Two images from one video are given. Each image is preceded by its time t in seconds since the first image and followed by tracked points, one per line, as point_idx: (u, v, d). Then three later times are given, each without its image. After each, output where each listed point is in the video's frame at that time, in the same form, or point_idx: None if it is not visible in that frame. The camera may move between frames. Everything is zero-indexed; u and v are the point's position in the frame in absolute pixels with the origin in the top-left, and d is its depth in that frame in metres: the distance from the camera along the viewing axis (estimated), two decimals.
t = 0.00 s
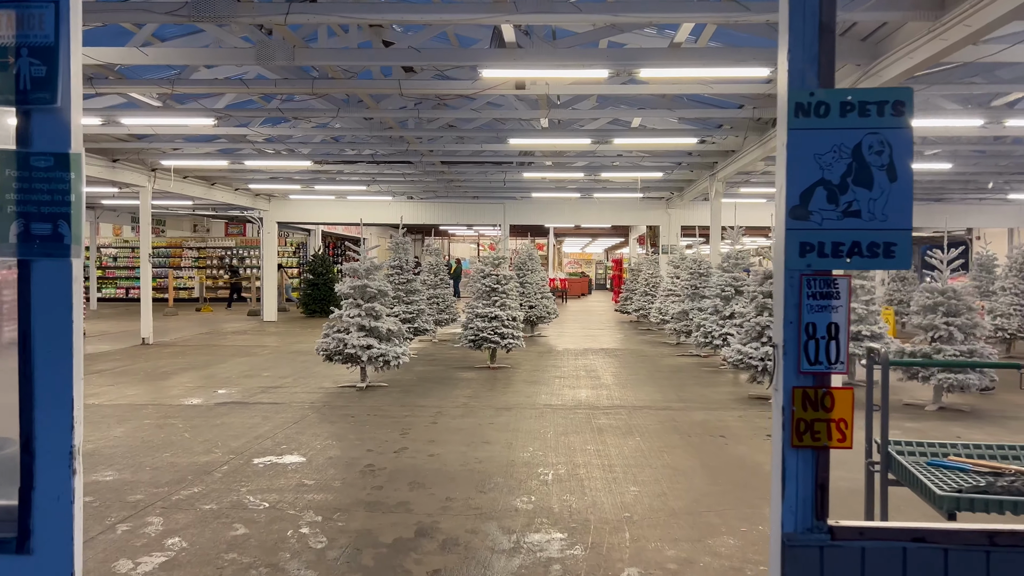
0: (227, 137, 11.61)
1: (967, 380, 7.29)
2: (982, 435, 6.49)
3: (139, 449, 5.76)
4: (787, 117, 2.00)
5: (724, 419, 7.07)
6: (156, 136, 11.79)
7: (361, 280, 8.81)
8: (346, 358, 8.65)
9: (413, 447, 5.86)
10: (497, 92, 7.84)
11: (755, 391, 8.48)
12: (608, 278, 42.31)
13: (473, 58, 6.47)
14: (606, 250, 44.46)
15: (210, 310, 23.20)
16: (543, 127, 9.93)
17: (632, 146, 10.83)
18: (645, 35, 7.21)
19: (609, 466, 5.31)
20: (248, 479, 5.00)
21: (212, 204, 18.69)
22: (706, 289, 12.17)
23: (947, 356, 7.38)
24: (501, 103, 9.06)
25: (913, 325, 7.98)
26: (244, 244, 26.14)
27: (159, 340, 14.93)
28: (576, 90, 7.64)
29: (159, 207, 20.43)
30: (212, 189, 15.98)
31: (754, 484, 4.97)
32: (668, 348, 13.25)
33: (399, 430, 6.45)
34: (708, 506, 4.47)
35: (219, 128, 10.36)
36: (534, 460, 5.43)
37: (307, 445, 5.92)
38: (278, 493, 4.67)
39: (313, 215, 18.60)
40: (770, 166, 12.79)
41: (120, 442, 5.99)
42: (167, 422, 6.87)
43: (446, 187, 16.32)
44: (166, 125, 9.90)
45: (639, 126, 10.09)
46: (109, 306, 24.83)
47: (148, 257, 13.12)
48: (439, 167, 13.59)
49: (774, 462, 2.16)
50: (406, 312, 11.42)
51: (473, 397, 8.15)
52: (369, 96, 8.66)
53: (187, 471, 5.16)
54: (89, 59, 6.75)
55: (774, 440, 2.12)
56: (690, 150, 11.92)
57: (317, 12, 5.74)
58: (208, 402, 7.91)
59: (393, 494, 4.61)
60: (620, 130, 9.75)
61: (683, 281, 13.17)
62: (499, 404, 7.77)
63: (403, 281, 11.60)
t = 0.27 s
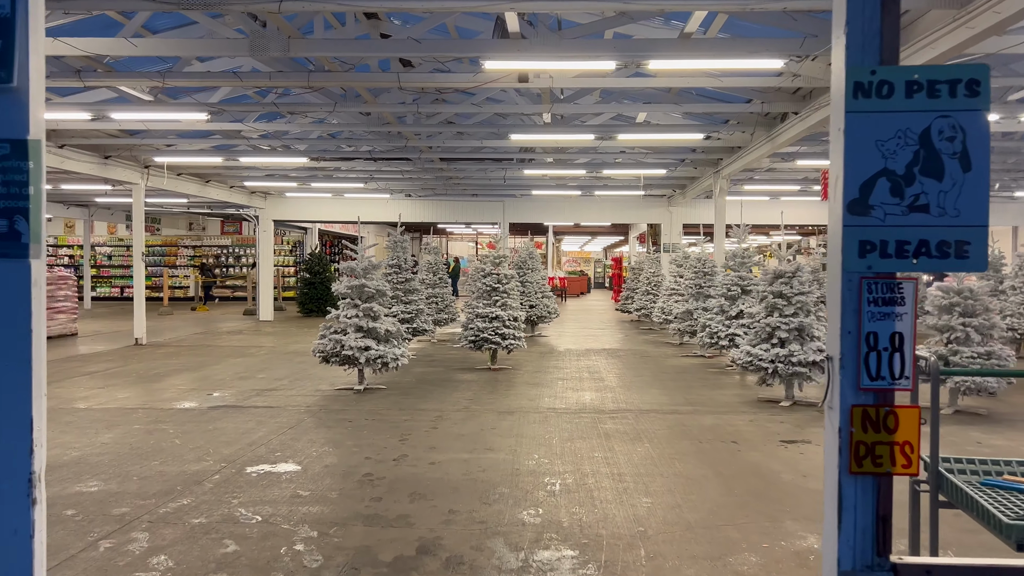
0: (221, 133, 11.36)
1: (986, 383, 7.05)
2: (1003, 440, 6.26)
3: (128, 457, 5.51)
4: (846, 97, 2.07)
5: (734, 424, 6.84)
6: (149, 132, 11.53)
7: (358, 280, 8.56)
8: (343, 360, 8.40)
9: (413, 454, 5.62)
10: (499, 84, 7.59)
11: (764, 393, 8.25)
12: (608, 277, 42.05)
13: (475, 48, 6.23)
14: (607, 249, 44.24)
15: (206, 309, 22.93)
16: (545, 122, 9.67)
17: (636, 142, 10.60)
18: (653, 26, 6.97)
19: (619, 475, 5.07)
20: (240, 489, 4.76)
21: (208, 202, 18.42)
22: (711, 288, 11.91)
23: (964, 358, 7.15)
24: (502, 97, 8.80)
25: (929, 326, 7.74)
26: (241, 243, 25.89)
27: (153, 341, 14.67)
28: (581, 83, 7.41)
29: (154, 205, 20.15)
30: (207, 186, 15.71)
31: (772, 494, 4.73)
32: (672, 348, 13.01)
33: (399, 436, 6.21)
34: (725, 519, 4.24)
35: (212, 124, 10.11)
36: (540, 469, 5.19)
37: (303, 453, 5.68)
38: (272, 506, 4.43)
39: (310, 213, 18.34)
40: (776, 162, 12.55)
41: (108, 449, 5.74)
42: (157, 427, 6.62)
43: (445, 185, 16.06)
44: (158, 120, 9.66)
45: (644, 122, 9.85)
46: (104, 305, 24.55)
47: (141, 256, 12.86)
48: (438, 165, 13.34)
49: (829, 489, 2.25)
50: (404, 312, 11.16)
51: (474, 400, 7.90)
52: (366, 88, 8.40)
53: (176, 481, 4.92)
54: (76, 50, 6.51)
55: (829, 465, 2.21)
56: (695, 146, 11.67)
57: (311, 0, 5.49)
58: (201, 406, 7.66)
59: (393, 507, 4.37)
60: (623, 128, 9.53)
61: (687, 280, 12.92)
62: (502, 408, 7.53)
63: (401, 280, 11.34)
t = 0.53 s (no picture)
0: (213, 126, 11.10)
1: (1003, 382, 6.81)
2: (1023, 443, 6.03)
3: (109, 461, 5.25)
4: (913, 54, 1.87)
5: (742, 426, 6.60)
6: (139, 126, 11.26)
7: (353, 277, 8.30)
8: (337, 359, 8.14)
9: (409, 459, 5.37)
10: (498, 74, 7.34)
11: (771, 393, 8.00)
12: (606, 275, 41.83)
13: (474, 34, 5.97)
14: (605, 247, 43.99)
15: (201, 308, 22.66)
16: (545, 115, 9.42)
17: (638, 135, 10.35)
18: (658, 12, 6.72)
19: (626, 481, 4.82)
20: (226, 496, 4.50)
21: (201, 198, 18.15)
22: (714, 285, 11.67)
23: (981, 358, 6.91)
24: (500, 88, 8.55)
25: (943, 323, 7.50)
26: (236, 241, 25.62)
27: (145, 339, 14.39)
28: (583, 72, 7.18)
29: (147, 202, 19.88)
30: (199, 182, 15.44)
31: (788, 501, 4.49)
32: (673, 347, 12.77)
33: (394, 439, 5.96)
34: (741, 529, 3.99)
35: (203, 117, 9.85)
36: (541, 474, 4.94)
37: (293, 457, 5.42)
38: (260, 515, 4.17)
39: (305, 210, 18.06)
40: (779, 157, 12.33)
41: (89, 453, 5.48)
42: (143, 429, 6.35)
43: (442, 181, 15.82)
44: (148, 112, 9.40)
45: (646, 114, 9.60)
46: (97, 303, 24.27)
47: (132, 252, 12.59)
48: (435, 160, 13.09)
49: (888, 513, 2.05)
50: (400, 310, 10.90)
51: (473, 400, 7.64)
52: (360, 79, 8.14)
53: (159, 488, 4.66)
54: (59, 37, 6.22)
55: (893, 484, 2.01)
56: (697, 140, 11.44)
57: None
58: (190, 407, 7.40)
59: (388, 516, 4.12)
60: (624, 120, 9.29)
61: (689, 277, 12.68)
62: (501, 408, 7.28)
63: (397, 277, 11.08)
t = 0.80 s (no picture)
0: (204, 121, 10.82)
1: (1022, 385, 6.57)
2: None
3: (89, 471, 4.98)
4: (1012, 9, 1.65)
5: (750, 431, 6.35)
6: (128, 121, 10.98)
7: (347, 276, 8.04)
8: (331, 361, 7.88)
9: (405, 467, 5.11)
10: (496, 65, 7.10)
11: (780, 396, 7.76)
12: (604, 274, 41.61)
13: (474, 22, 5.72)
14: (603, 246, 43.76)
15: (195, 307, 22.38)
16: (545, 109, 9.17)
17: (640, 130, 10.10)
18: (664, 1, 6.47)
19: (633, 492, 4.57)
20: (210, 509, 4.24)
21: (195, 196, 17.87)
22: (717, 285, 11.42)
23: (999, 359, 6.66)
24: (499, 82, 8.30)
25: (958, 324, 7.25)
26: (230, 239, 25.34)
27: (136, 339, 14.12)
28: (586, 64, 6.93)
29: (139, 200, 19.60)
30: (192, 179, 15.17)
31: (806, 514, 4.24)
32: (675, 347, 12.53)
33: (390, 446, 5.70)
34: (759, 545, 3.74)
35: (194, 111, 9.59)
36: (544, 485, 4.68)
37: (284, 465, 5.16)
38: (245, 530, 3.91)
39: (300, 208, 17.79)
40: (783, 154, 12.09)
41: (69, 462, 5.21)
42: (127, 435, 6.08)
43: (439, 178, 15.56)
44: (136, 106, 9.14)
45: (648, 109, 9.36)
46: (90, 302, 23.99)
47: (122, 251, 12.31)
48: (432, 156, 12.83)
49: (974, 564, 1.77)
50: (397, 310, 10.64)
51: (471, 404, 7.39)
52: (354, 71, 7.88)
53: (140, 500, 4.40)
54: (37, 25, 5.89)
55: (982, 531, 1.74)
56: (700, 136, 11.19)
57: None
58: (178, 411, 7.14)
59: (382, 532, 3.86)
60: (626, 115, 9.04)
61: (691, 276, 12.41)
62: (501, 413, 7.02)
63: (393, 276, 10.82)
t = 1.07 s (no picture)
0: (196, 116, 10.56)
1: None
2: None
3: (70, 479, 4.73)
4: None
5: (761, 434, 6.12)
6: (118, 115, 10.71)
7: (343, 275, 7.81)
8: (325, 362, 7.63)
9: (402, 474, 4.88)
10: (496, 55, 6.87)
11: (788, 398, 7.53)
12: (602, 273, 41.39)
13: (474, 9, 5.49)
14: (601, 244, 43.55)
15: (189, 306, 22.11)
16: (546, 103, 8.94)
17: (643, 125, 9.88)
18: None
19: (642, 501, 4.34)
20: (195, 521, 3.99)
21: (188, 193, 17.61)
22: (720, 283, 11.20)
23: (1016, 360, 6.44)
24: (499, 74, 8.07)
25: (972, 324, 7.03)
26: (225, 238, 25.09)
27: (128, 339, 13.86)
28: (589, 54, 6.70)
29: (132, 197, 19.32)
30: (185, 176, 14.92)
31: (826, 525, 4.01)
32: (676, 347, 12.31)
33: (386, 451, 5.46)
34: (778, 560, 3.52)
35: (185, 105, 9.34)
36: (548, 493, 4.45)
37: (275, 473, 4.92)
38: (232, 544, 3.67)
39: (295, 206, 17.54)
40: (787, 150, 11.87)
41: (49, 469, 4.96)
42: (112, 440, 5.83)
43: (437, 175, 15.32)
44: (125, 100, 8.89)
45: (652, 103, 9.13)
46: (83, 302, 23.69)
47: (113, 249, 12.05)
48: (430, 152, 12.60)
49: None
50: (394, 309, 10.39)
51: (470, 406, 7.15)
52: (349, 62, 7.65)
53: (121, 511, 4.15)
54: (16, 9, 5.57)
55: None
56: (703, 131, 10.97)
57: None
58: (167, 414, 6.89)
59: (377, 546, 3.62)
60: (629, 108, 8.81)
61: (694, 275, 12.19)
62: (501, 415, 6.79)
63: (390, 275, 10.58)
